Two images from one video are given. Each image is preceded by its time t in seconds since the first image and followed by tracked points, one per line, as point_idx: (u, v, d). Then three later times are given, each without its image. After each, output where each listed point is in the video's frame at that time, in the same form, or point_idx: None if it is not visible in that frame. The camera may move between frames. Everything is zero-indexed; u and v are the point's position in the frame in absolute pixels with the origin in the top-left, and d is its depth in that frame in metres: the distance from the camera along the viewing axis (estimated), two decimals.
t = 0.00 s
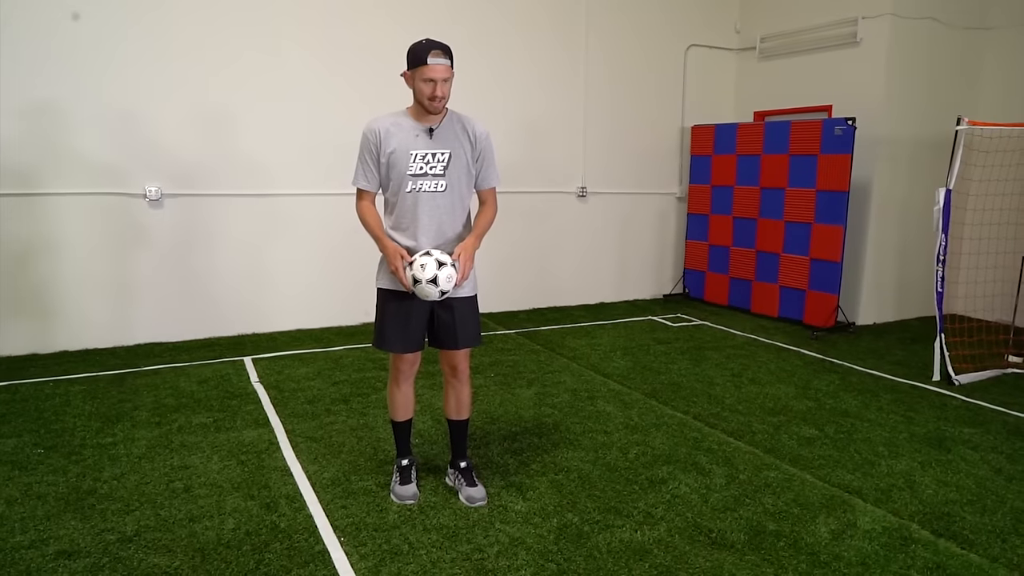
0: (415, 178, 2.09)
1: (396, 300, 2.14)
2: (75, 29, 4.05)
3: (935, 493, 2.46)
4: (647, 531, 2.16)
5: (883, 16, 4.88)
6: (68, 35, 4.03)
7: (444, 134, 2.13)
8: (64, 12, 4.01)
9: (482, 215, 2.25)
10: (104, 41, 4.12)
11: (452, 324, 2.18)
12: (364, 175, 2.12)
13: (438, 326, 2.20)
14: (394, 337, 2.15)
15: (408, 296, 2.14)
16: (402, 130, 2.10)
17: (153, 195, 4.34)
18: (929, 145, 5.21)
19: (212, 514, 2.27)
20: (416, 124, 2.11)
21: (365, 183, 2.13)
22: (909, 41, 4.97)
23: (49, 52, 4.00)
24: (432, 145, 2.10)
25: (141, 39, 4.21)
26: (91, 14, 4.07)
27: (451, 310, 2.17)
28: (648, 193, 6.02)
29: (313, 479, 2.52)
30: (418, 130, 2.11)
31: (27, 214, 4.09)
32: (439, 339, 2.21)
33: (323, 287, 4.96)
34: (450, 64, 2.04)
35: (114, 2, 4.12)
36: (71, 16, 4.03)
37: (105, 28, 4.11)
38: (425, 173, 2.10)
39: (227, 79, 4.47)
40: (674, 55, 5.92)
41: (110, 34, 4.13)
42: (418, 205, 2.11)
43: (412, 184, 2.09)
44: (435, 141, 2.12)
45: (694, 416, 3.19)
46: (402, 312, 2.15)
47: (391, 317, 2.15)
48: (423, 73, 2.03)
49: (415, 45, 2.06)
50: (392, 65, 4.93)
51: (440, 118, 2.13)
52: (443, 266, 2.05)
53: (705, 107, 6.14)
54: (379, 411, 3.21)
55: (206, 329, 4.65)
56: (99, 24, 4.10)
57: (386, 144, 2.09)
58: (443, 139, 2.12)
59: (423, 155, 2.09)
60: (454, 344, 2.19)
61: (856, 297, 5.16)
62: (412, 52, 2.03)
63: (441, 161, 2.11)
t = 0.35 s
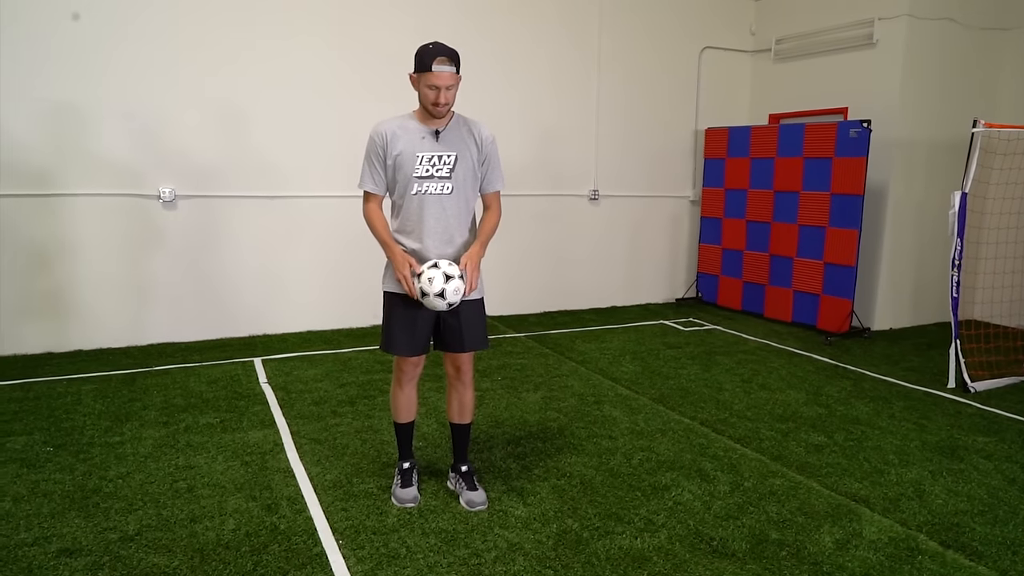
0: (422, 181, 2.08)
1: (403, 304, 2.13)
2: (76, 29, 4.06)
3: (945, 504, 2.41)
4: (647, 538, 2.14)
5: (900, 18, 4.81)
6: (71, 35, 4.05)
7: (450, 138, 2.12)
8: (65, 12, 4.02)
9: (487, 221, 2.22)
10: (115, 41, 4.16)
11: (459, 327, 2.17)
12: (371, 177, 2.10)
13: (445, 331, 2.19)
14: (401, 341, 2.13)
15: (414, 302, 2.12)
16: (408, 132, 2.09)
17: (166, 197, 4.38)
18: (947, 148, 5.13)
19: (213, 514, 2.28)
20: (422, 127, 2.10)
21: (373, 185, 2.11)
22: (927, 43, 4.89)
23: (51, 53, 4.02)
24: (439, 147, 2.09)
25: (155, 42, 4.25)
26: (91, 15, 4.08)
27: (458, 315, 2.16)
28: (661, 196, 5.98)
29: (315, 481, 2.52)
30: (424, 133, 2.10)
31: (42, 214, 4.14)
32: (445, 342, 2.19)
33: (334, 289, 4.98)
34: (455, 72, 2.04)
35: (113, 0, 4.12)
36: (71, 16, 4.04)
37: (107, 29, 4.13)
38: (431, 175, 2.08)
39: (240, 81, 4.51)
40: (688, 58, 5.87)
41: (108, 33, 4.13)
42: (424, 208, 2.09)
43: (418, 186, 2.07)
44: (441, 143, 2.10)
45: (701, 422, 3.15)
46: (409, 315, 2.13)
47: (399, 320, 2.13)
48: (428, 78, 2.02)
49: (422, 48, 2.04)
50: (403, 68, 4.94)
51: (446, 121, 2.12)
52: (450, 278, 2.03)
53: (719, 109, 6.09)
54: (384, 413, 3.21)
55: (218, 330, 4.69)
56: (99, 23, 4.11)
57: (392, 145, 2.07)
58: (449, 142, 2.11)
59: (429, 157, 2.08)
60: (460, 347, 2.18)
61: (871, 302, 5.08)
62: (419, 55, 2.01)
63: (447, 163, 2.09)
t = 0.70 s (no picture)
0: (417, 196, 2.07)
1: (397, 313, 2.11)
2: (76, 30, 4.08)
3: (937, 513, 2.39)
4: (636, 549, 2.13)
5: (892, 27, 4.83)
6: (69, 35, 4.07)
7: (446, 151, 2.10)
8: (65, 13, 4.04)
9: (484, 234, 2.19)
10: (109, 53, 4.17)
11: (454, 336, 2.15)
12: (371, 191, 2.07)
13: (439, 340, 2.16)
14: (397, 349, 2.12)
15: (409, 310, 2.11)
16: (405, 146, 2.07)
17: (161, 210, 4.38)
18: (941, 156, 5.14)
19: (201, 527, 2.27)
20: (419, 140, 2.09)
21: (372, 199, 2.08)
22: (919, 51, 4.91)
23: (54, 59, 4.04)
24: (435, 162, 2.08)
25: (151, 54, 4.27)
26: (91, 16, 4.10)
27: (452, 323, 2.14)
28: (656, 206, 5.99)
29: (305, 493, 2.52)
30: (421, 147, 2.08)
31: (37, 226, 4.14)
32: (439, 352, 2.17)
33: (330, 300, 4.98)
34: (451, 89, 2.00)
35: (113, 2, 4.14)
36: (71, 17, 4.06)
37: (106, 30, 4.15)
38: (427, 190, 2.07)
39: (235, 95, 4.52)
40: (682, 67, 5.90)
41: (108, 35, 4.16)
42: (419, 222, 2.08)
43: (413, 201, 2.07)
44: (437, 158, 2.09)
45: (693, 431, 3.14)
46: (404, 324, 2.12)
47: (393, 330, 2.12)
48: (423, 95, 1.99)
49: (417, 62, 2.00)
50: (397, 79, 4.96)
51: (442, 136, 2.11)
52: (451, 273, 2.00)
53: (714, 119, 6.11)
54: (376, 424, 3.21)
55: (213, 343, 4.67)
56: (99, 26, 4.13)
57: (389, 159, 2.06)
58: (445, 157, 2.09)
59: (425, 172, 2.07)
60: (454, 357, 2.16)
61: (866, 310, 5.08)
62: (415, 71, 1.98)
63: (442, 178, 2.09)
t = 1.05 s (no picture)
0: (425, 200, 2.03)
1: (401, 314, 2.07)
2: (75, 29, 4.07)
3: (923, 519, 2.40)
4: (622, 552, 2.13)
5: (886, 35, 4.85)
6: (69, 34, 4.05)
7: (456, 156, 2.06)
8: (65, 11, 4.03)
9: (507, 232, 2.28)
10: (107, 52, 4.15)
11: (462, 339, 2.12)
12: (371, 191, 2.07)
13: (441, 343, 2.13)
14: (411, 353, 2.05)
15: (415, 311, 2.06)
16: (414, 149, 2.03)
17: (153, 208, 4.35)
18: (933, 164, 5.16)
19: (186, 527, 2.26)
20: (429, 144, 2.04)
21: (371, 200, 2.08)
22: (913, 60, 4.93)
23: (49, 52, 4.02)
24: (444, 166, 2.04)
25: (143, 49, 4.24)
26: (91, 14, 4.09)
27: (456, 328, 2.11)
28: (650, 210, 5.99)
29: (291, 494, 2.51)
30: (431, 151, 2.04)
31: (30, 222, 4.11)
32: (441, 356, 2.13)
33: (322, 301, 4.96)
34: (462, 96, 1.97)
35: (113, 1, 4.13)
36: (71, 15, 4.05)
37: (105, 28, 4.13)
38: (435, 195, 2.03)
39: (231, 93, 4.50)
40: (677, 73, 5.92)
41: (107, 34, 4.14)
42: (427, 226, 2.04)
43: (421, 205, 2.03)
44: (446, 162, 2.05)
45: (682, 435, 3.15)
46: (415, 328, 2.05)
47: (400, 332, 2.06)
48: (434, 101, 1.95)
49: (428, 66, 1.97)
50: (393, 80, 4.95)
51: (452, 141, 2.06)
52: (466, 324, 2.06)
53: (709, 124, 6.12)
54: (365, 425, 3.20)
55: (204, 342, 4.65)
56: (99, 25, 4.12)
57: (397, 162, 2.02)
58: (455, 161, 2.06)
59: (434, 177, 2.03)
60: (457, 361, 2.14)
61: (857, 317, 5.09)
62: (425, 77, 1.95)
63: (451, 184, 2.05)
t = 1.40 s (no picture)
0: (431, 206, 2.04)
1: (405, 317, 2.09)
2: (74, 29, 4.07)
3: (918, 524, 2.41)
4: (618, 557, 2.13)
5: (880, 42, 4.88)
6: (69, 35, 4.05)
7: (463, 163, 2.07)
8: (65, 12, 4.03)
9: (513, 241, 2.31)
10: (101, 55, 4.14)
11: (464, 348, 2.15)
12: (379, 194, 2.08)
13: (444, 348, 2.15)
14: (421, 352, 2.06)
15: (422, 317, 2.07)
16: (422, 156, 2.04)
17: (149, 212, 4.34)
18: (928, 171, 5.19)
19: (182, 532, 2.26)
20: (436, 151, 2.05)
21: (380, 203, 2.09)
22: (907, 66, 4.96)
23: (47, 55, 4.01)
24: (451, 173, 2.05)
25: (139, 52, 4.24)
26: (91, 15, 4.09)
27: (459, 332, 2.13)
28: (646, 215, 6.01)
29: (288, 499, 2.50)
30: (439, 157, 2.05)
31: (27, 226, 4.10)
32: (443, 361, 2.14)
33: (320, 307, 4.96)
34: (471, 108, 1.97)
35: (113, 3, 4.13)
36: (71, 17, 4.05)
37: (107, 31, 4.14)
38: (442, 201, 2.04)
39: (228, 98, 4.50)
40: (674, 79, 5.94)
41: (109, 36, 4.15)
42: (432, 232, 2.05)
43: (428, 211, 2.04)
44: (454, 168, 2.06)
45: (679, 440, 3.15)
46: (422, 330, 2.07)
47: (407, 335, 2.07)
48: (442, 113, 1.96)
49: (437, 78, 1.97)
50: (390, 85, 4.95)
51: (460, 148, 2.07)
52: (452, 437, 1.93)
53: (705, 130, 6.15)
54: (361, 430, 3.20)
55: (201, 347, 4.64)
56: (99, 27, 4.12)
57: (404, 168, 2.03)
58: (463, 168, 2.06)
59: (441, 183, 2.04)
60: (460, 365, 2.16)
61: (853, 322, 5.11)
62: (434, 88, 1.95)
63: (458, 190, 2.06)
